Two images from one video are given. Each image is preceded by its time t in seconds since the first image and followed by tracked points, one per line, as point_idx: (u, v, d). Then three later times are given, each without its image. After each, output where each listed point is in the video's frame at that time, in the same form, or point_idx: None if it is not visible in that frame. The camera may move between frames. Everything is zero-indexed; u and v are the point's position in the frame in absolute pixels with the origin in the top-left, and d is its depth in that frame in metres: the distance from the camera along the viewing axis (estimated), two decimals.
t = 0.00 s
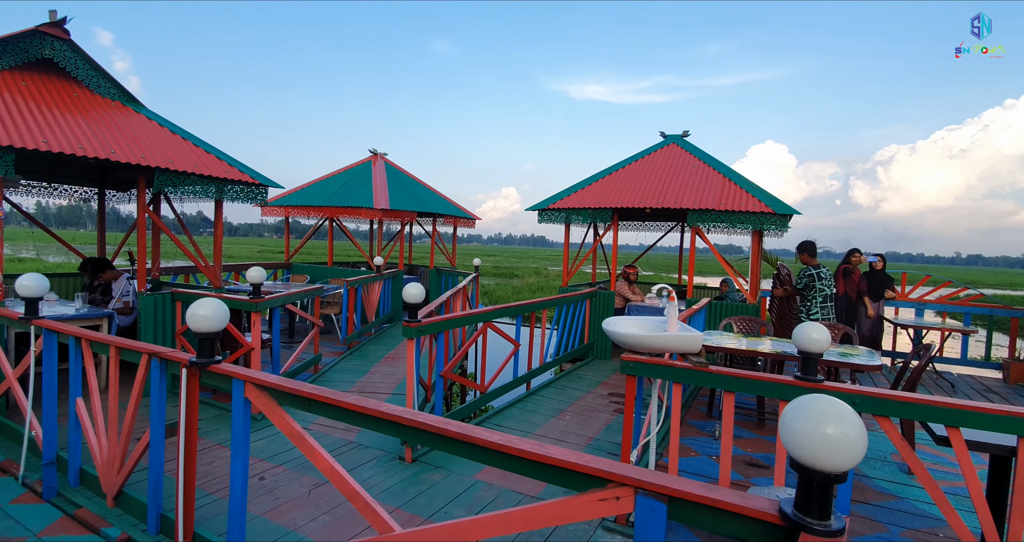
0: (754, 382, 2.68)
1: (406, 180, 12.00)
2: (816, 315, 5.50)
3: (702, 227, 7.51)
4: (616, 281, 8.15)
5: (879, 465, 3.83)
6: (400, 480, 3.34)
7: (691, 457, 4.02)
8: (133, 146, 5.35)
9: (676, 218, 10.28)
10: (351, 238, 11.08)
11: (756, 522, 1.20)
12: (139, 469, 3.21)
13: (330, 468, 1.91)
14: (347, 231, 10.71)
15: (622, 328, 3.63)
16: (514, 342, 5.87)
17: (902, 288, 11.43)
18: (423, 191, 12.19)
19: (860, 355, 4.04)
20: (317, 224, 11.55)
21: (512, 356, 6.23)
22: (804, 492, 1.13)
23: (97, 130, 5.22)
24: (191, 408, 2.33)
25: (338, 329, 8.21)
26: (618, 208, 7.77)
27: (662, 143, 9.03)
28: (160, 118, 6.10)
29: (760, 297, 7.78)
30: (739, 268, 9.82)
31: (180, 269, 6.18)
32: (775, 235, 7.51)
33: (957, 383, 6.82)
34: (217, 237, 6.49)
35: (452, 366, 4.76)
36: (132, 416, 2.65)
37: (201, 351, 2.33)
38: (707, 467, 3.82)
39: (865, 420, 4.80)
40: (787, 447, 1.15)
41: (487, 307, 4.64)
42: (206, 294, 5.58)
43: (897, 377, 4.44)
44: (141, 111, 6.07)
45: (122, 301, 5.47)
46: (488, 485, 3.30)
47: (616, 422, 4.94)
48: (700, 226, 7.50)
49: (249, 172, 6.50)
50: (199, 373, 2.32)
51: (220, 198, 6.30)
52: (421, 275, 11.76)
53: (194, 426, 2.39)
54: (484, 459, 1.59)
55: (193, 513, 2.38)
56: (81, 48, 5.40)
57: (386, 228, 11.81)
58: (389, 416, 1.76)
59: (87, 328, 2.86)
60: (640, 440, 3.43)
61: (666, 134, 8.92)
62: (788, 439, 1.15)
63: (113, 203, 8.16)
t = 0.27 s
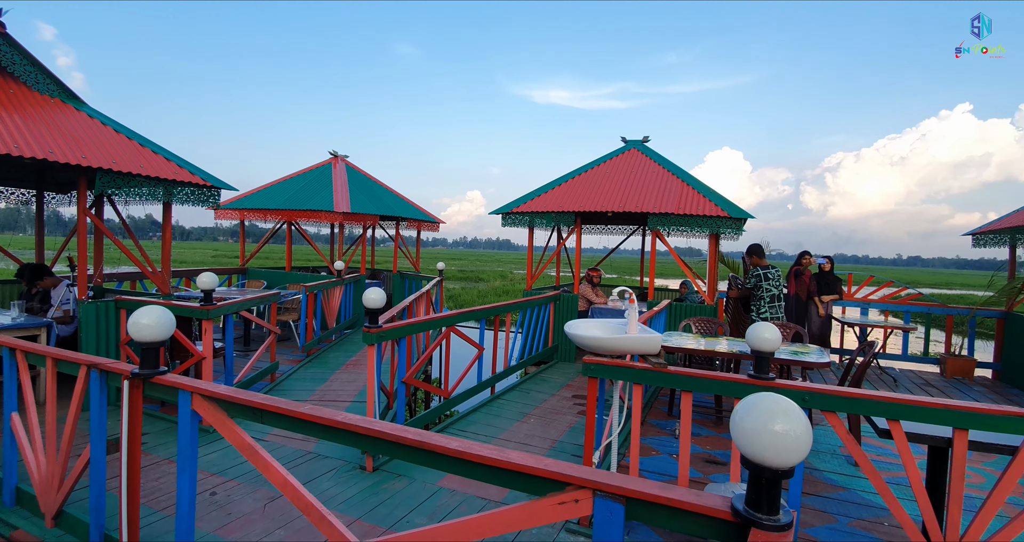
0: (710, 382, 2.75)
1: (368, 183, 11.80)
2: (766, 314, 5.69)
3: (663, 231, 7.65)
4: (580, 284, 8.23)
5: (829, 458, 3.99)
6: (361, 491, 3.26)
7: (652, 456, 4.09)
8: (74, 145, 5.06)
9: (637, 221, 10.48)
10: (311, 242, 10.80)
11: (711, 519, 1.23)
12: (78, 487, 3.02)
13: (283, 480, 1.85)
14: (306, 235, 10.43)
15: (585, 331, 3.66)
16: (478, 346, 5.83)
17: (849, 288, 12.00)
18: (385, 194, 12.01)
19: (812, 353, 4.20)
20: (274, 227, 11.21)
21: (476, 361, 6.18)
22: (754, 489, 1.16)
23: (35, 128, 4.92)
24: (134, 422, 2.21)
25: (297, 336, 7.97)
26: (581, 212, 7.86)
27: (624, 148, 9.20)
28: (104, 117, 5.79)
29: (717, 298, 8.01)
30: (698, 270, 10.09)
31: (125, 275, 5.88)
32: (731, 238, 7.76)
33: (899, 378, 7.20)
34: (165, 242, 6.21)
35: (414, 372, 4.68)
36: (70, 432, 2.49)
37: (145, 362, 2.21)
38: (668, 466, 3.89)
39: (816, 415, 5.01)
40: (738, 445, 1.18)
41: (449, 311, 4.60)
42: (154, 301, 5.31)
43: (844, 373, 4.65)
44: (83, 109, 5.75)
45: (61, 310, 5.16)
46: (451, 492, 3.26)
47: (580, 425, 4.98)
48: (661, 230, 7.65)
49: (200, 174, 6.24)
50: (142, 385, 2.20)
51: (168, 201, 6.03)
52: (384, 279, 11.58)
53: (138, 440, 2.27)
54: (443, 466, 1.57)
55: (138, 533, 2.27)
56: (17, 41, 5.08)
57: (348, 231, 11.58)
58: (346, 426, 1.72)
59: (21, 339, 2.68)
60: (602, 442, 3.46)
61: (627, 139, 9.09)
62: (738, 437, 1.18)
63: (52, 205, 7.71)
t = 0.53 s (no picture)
0: (668, 383, 2.81)
1: (327, 187, 11.53)
2: (728, 318, 5.90)
3: (623, 235, 7.84)
4: (543, 288, 8.27)
5: (782, 454, 4.14)
6: (318, 504, 3.16)
7: (615, 458, 4.15)
8: (7, 146, 4.75)
9: (598, 226, 10.64)
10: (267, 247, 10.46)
11: (666, 520, 1.25)
12: (9, 511, 2.82)
13: (233, 497, 1.77)
14: (262, 240, 10.10)
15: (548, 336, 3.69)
16: (441, 352, 5.76)
17: (800, 290, 12.51)
18: (345, 198, 11.77)
19: (765, 353, 4.36)
20: (228, 233, 10.81)
21: (439, 367, 6.12)
22: (707, 489, 1.19)
23: None
24: (71, 440, 2.09)
25: (252, 345, 7.70)
26: (544, 216, 7.93)
27: (585, 154, 9.33)
28: (40, 116, 5.46)
29: (676, 301, 8.21)
30: (657, 274, 10.32)
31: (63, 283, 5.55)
32: (689, 243, 7.98)
33: (846, 376, 7.56)
34: (108, 248, 5.89)
35: (375, 380, 4.58)
36: None
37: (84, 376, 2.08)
38: (630, 467, 3.95)
39: (770, 413, 5.19)
40: (690, 447, 1.21)
41: (411, 318, 4.53)
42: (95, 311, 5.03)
43: (796, 372, 4.83)
44: (17, 107, 5.41)
45: None
46: (413, 502, 3.21)
47: (543, 429, 5.00)
48: (622, 234, 7.84)
49: (146, 177, 5.96)
50: (79, 401, 2.08)
51: (112, 205, 5.73)
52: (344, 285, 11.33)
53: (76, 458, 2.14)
54: (400, 477, 1.54)
55: None
56: None
57: (306, 237, 11.28)
58: (299, 438, 1.67)
59: None
60: (565, 446, 3.48)
61: (589, 146, 9.23)
62: (691, 438, 1.20)
63: None
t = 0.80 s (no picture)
0: (630, 385, 2.85)
1: (287, 190, 11.23)
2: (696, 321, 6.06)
3: (588, 239, 7.94)
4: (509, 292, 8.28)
5: (740, 452, 4.27)
6: (276, 518, 3.05)
7: (580, 460, 4.18)
8: None
9: (563, 230, 10.73)
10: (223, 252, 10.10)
11: (627, 521, 1.27)
12: None
13: (183, 512, 1.69)
14: (217, 244, 9.73)
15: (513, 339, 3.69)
16: (405, 358, 5.68)
17: (756, 292, 12.96)
18: (305, 201, 11.48)
19: (725, 354, 4.48)
20: (180, 237, 10.37)
21: (403, 373, 6.03)
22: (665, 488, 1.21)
23: None
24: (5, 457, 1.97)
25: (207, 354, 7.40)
26: (509, 221, 7.94)
27: (550, 159, 9.41)
28: None
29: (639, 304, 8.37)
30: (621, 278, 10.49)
31: None
32: (651, 247, 8.14)
33: (799, 374, 7.86)
34: (48, 253, 5.56)
35: (336, 388, 4.46)
36: None
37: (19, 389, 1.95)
38: (595, 469, 3.98)
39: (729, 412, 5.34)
40: (649, 447, 1.23)
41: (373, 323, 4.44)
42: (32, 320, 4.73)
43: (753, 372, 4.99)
44: None
45: None
46: (376, 512, 3.14)
47: (509, 433, 4.99)
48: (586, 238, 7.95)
49: (91, 178, 5.66)
50: (13, 415, 1.95)
51: (53, 207, 5.42)
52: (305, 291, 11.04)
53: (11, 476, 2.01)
54: (360, 487, 1.51)
55: None
56: None
57: (264, 241, 10.94)
58: (253, 450, 1.61)
59: None
60: (530, 450, 3.49)
61: (554, 151, 9.31)
62: (650, 438, 1.22)
63: None
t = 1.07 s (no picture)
0: (597, 387, 2.88)
1: (249, 192, 10.91)
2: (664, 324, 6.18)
3: (557, 243, 8.00)
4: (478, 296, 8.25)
5: (704, 451, 4.37)
6: (236, 531, 2.95)
7: (549, 463, 4.19)
8: None
9: (532, 234, 10.78)
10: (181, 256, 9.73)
11: (592, 523, 1.28)
12: None
13: (135, 528, 1.62)
14: (174, 248, 9.37)
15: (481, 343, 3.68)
16: (372, 364, 5.58)
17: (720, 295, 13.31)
18: (268, 204, 11.18)
19: (690, 355, 4.58)
20: (135, 241, 9.95)
21: (370, 379, 5.92)
22: (630, 488, 1.23)
23: None
24: None
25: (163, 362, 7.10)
26: (478, 225, 7.93)
27: (519, 164, 9.44)
28: None
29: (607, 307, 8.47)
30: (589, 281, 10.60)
31: None
32: (619, 251, 8.26)
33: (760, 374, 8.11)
34: None
35: (300, 396, 4.34)
36: None
37: None
38: (564, 471, 4.00)
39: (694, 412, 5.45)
40: (614, 448, 1.24)
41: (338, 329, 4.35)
42: None
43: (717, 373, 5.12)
44: None
45: None
46: (342, 521, 3.07)
47: (478, 438, 4.97)
48: (555, 242, 8.01)
49: (38, 179, 5.38)
50: None
51: None
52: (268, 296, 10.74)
53: None
54: (324, 496, 1.47)
55: None
56: None
57: (225, 245, 10.60)
58: (209, 461, 1.56)
59: None
60: (499, 454, 3.48)
61: (522, 155, 9.35)
62: (615, 439, 1.24)
63: None
